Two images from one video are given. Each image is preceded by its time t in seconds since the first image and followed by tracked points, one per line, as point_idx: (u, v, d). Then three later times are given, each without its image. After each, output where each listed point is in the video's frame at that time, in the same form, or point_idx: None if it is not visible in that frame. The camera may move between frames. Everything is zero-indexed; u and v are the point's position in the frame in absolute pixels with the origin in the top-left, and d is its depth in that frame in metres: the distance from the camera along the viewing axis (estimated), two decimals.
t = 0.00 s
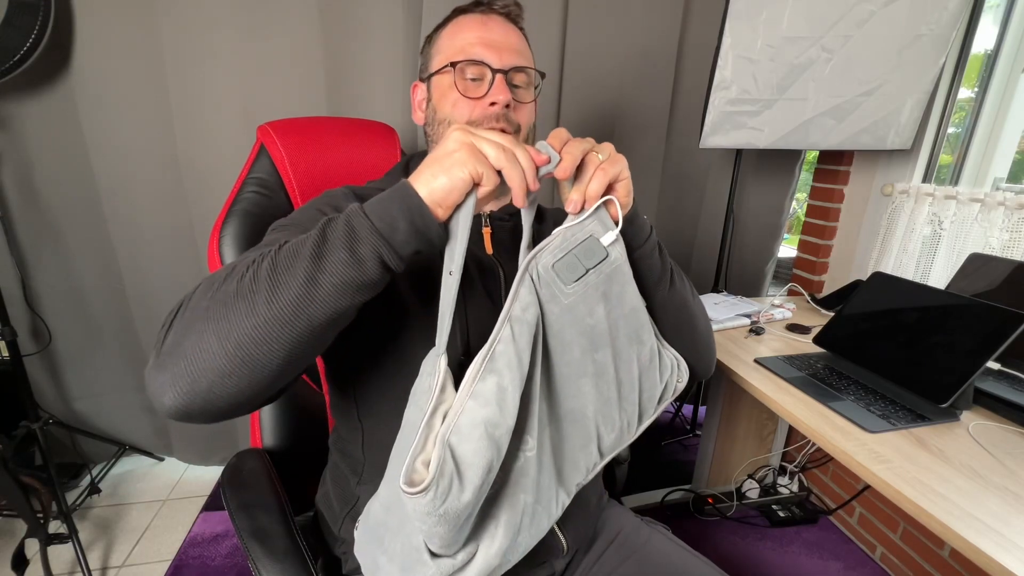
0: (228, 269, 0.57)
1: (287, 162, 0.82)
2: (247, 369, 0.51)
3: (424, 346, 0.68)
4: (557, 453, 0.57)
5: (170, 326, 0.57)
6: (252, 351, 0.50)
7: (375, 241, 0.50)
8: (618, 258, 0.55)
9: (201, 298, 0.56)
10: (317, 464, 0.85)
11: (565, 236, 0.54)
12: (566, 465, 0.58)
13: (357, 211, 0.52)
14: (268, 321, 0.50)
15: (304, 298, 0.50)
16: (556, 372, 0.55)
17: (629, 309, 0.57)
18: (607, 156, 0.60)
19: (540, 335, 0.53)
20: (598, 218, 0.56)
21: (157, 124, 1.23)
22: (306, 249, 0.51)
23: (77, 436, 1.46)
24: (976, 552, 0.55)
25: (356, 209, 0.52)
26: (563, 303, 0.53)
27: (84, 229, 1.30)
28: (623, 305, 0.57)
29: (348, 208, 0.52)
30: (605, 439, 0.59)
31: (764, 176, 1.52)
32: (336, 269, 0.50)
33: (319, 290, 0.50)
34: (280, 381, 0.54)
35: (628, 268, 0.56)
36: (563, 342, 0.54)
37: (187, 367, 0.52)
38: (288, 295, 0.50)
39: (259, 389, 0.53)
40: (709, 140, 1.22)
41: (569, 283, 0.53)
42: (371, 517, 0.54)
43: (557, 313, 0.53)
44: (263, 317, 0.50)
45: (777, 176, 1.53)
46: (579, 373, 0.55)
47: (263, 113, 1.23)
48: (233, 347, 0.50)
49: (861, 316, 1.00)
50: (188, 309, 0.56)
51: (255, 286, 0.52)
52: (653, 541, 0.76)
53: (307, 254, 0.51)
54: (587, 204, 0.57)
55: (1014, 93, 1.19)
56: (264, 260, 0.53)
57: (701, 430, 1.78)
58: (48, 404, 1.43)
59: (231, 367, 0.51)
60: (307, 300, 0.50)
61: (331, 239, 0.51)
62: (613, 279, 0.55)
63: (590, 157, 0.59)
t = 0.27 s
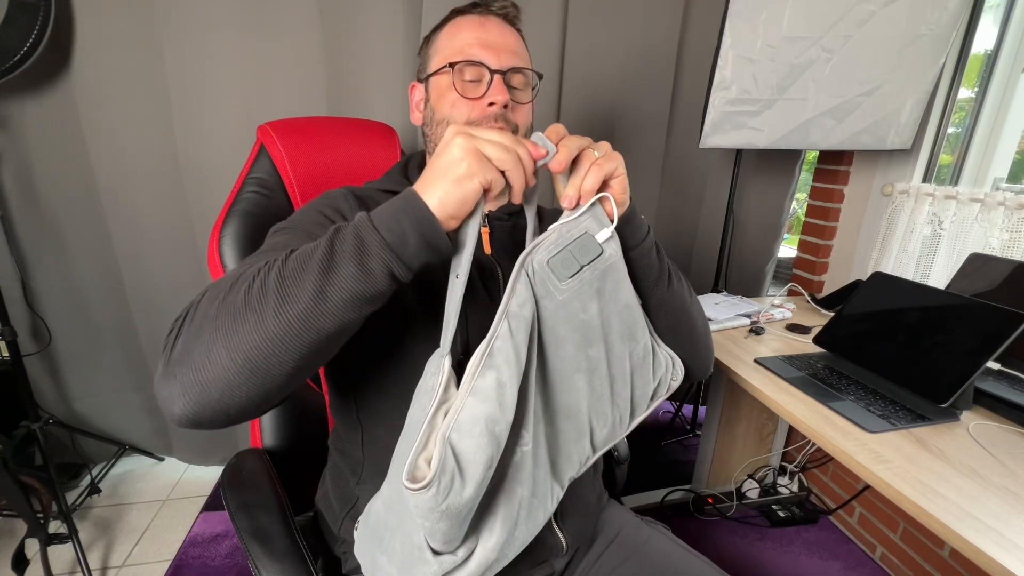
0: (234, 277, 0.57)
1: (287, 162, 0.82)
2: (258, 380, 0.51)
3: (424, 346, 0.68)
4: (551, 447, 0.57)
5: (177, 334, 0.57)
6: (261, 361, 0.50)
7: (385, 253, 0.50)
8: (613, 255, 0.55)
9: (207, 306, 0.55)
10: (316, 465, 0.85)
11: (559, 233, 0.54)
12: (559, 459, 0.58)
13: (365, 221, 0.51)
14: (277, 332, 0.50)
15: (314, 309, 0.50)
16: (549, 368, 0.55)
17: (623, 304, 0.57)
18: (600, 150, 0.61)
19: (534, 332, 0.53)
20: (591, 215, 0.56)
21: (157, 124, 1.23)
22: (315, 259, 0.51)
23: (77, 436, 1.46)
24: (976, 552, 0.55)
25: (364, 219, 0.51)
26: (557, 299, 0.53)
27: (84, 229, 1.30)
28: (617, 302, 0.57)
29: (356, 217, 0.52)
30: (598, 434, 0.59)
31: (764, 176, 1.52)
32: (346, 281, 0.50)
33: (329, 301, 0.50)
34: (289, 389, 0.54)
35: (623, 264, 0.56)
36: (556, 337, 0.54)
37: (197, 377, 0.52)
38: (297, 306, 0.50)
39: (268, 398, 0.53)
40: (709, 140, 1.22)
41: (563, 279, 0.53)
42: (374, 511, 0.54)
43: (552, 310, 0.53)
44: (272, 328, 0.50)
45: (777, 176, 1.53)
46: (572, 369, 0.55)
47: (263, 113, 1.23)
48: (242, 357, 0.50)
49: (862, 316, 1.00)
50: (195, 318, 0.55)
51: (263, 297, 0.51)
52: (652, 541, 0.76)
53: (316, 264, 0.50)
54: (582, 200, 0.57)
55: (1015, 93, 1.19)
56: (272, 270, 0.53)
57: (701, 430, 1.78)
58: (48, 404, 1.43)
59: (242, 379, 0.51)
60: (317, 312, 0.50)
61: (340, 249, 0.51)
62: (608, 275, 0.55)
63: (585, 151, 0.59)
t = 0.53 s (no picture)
0: (234, 280, 0.56)
1: (287, 162, 0.82)
2: (259, 388, 0.51)
3: (425, 346, 0.68)
4: (560, 443, 0.57)
5: (175, 338, 0.57)
6: (261, 370, 0.50)
7: (386, 263, 0.48)
8: (629, 248, 0.55)
9: (205, 310, 0.54)
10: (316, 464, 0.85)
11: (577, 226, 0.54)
12: (567, 453, 0.58)
13: (364, 225, 0.50)
14: (277, 341, 0.49)
15: (313, 319, 0.49)
16: (560, 362, 0.55)
17: (637, 299, 0.57)
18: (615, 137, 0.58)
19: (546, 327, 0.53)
20: (610, 207, 0.55)
21: (157, 124, 1.23)
22: (312, 266, 0.50)
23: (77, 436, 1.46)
24: (976, 551, 0.55)
25: (361, 222, 0.50)
26: (570, 294, 0.53)
27: (84, 230, 1.30)
28: (631, 295, 0.56)
29: (353, 219, 0.50)
30: (608, 429, 0.59)
31: (764, 176, 1.52)
32: (344, 291, 0.49)
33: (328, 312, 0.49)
34: (290, 395, 0.54)
35: (637, 258, 0.56)
36: (569, 332, 0.54)
37: (197, 383, 0.52)
38: (296, 315, 0.49)
39: (269, 403, 0.53)
40: (709, 140, 1.22)
41: (576, 274, 0.53)
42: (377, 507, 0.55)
43: (564, 304, 0.53)
44: (272, 337, 0.49)
45: (778, 176, 1.52)
46: (585, 364, 0.56)
47: (263, 113, 1.23)
48: (242, 366, 0.50)
49: (862, 316, 1.00)
50: (194, 322, 0.55)
51: (264, 305, 0.50)
52: (652, 540, 0.76)
53: (314, 272, 0.49)
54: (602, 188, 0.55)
55: (1015, 93, 1.19)
56: (271, 275, 0.52)
57: (701, 430, 1.78)
58: (48, 404, 1.43)
59: (242, 386, 0.51)
60: (315, 322, 0.49)
61: (338, 256, 0.49)
62: (622, 269, 0.55)
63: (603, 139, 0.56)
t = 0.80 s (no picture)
0: (216, 268, 0.54)
1: (287, 162, 0.82)
2: (217, 382, 0.50)
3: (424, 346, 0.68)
4: (569, 472, 0.56)
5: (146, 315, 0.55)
6: (224, 366, 0.49)
7: (370, 285, 0.47)
8: (641, 274, 0.55)
9: (180, 293, 0.53)
10: (316, 464, 0.84)
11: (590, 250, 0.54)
12: (575, 486, 0.57)
13: (354, 238, 0.48)
14: (245, 343, 0.48)
15: (285, 328, 0.48)
16: (570, 390, 0.55)
17: (649, 326, 0.58)
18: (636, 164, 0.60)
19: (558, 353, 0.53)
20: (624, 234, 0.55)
21: (156, 124, 1.23)
22: (294, 272, 0.48)
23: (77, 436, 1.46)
24: (975, 551, 0.55)
25: (354, 235, 0.48)
26: (583, 319, 0.53)
27: (84, 230, 1.30)
28: (643, 322, 0.57)
29: (345, 229, 0.49)
30: (618, 461, 0.58)
31: (764, 176, 1.52)
32: (322, 306, 0.47)
33: (301, 324, 0.48)
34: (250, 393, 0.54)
35: (649, 285, 0.56)
36: (580, 359, 0.54)
37: (156, 366, 0.51)
38: (269, 322, 0.48)
39: (227, 398, 0.52)
40: (709, 140, 1.22)
41: (589, 299, 0.53)
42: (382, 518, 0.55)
43: (576, 329, 0.53)
44: (241, 337, 0.48)
45: (778, 176, 1.52)
46: (596, 392, 0.55)
47: (263, 113, 1.23)
48: (204, 358, 0.49)
49: (862, 316, 1.00)
50: (165, 302, 0.53)
51: (238, 304, 0.49)
52: (652, 540, 0.76)
53: (294, 280, 0.48)
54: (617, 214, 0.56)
55: (1014, 93, 1.19)
56: (252, 271, 0.51)
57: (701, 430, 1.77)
58: (48, 404, 1.43)
59: (206, 384, 0.50)
60: (286, 328, 0.48)
61: (322, 267, 0.48)
62: (634, 296, 0.55)
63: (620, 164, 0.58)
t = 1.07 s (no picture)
0: (217, 272, 0.53)
1: (287, 162, 0.82)
2: (221, 387, 0.49)
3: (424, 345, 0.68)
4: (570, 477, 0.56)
5: (146, 322, 0.54)
6: (229, 370, 0.48)
7: (375, 288, 0.46)
8: (649, 296, 0.55)
9: (181, 299, 0.52)
10: (315, 463, 0.84)
11: (598, 269, 0.55)
12: (575, 492, 0.57)
13: (356, 241, 0.47)
14: (250, 347, 0.48)
15: (290, 332, 0.47)
16: (573, 404, 0.55)
17: (655, 346, 0.57)
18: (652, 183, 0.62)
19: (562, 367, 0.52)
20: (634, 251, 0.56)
21: (156, 125, 1.23)
22: (297, 276, 0.48)
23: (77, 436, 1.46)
24: (975, 551, 0.55)
25: (356, 238, 0.47)
26: (587, 335, 0.53)
27: (84, 230, 1.30)
28: (650, 342, 0.56)
29: (347, 233, 0.48)
30: (614, 474, 0.59)
31: (764, 176, 1.52)
32: (326, 310, 0.47)
33: (306, 326, 0.47)
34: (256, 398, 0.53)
35: (658, 307, 0.56)
36: (584, 375, 0.54)
37: (160, 372, 0.50)
38: (274, 326, 0.47)
39: (232, 404, 0.52)
40: (709, 140, 1.22)
41: (595, 316, 0.53)
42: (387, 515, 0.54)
43: (581, 346, 0.53)
44: (245, 342, 0.48)
45: (778, 176, 1.52)
46: (597, 407, 0.55)
47: (263, 113, 1.23)
48: (209, 363, 0.48)
49: (862, 316, 1.00)
50: (167, 308, 0.52)
51: (241, 309, 0.48)
52: (652, 540, 0.76)
53: (298, 284, 0.47)
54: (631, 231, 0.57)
55: (1015, 93, 1.19)
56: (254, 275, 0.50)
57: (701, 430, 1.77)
58: (48, 404, 1.42)
59: (210, 390, 0.49)
60: (291, 331, 0.47)
61: (325, 271, 0.47)
62: (641, 318, 0.55)
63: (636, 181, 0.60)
